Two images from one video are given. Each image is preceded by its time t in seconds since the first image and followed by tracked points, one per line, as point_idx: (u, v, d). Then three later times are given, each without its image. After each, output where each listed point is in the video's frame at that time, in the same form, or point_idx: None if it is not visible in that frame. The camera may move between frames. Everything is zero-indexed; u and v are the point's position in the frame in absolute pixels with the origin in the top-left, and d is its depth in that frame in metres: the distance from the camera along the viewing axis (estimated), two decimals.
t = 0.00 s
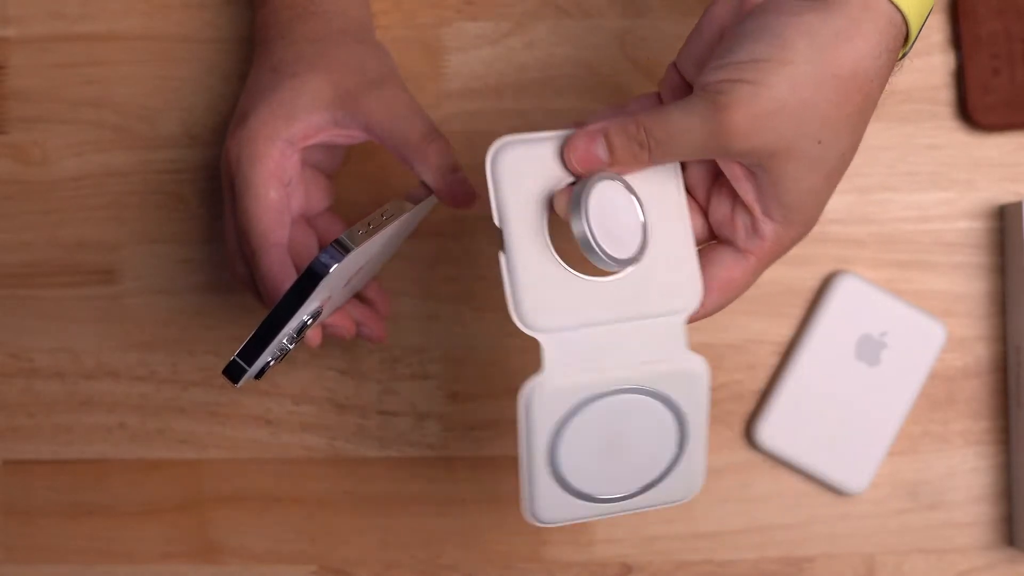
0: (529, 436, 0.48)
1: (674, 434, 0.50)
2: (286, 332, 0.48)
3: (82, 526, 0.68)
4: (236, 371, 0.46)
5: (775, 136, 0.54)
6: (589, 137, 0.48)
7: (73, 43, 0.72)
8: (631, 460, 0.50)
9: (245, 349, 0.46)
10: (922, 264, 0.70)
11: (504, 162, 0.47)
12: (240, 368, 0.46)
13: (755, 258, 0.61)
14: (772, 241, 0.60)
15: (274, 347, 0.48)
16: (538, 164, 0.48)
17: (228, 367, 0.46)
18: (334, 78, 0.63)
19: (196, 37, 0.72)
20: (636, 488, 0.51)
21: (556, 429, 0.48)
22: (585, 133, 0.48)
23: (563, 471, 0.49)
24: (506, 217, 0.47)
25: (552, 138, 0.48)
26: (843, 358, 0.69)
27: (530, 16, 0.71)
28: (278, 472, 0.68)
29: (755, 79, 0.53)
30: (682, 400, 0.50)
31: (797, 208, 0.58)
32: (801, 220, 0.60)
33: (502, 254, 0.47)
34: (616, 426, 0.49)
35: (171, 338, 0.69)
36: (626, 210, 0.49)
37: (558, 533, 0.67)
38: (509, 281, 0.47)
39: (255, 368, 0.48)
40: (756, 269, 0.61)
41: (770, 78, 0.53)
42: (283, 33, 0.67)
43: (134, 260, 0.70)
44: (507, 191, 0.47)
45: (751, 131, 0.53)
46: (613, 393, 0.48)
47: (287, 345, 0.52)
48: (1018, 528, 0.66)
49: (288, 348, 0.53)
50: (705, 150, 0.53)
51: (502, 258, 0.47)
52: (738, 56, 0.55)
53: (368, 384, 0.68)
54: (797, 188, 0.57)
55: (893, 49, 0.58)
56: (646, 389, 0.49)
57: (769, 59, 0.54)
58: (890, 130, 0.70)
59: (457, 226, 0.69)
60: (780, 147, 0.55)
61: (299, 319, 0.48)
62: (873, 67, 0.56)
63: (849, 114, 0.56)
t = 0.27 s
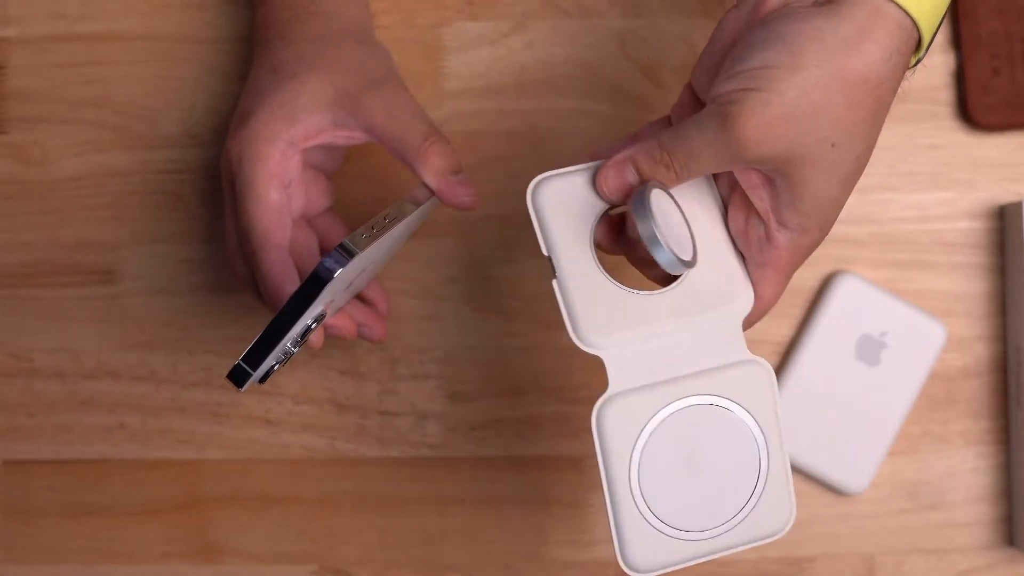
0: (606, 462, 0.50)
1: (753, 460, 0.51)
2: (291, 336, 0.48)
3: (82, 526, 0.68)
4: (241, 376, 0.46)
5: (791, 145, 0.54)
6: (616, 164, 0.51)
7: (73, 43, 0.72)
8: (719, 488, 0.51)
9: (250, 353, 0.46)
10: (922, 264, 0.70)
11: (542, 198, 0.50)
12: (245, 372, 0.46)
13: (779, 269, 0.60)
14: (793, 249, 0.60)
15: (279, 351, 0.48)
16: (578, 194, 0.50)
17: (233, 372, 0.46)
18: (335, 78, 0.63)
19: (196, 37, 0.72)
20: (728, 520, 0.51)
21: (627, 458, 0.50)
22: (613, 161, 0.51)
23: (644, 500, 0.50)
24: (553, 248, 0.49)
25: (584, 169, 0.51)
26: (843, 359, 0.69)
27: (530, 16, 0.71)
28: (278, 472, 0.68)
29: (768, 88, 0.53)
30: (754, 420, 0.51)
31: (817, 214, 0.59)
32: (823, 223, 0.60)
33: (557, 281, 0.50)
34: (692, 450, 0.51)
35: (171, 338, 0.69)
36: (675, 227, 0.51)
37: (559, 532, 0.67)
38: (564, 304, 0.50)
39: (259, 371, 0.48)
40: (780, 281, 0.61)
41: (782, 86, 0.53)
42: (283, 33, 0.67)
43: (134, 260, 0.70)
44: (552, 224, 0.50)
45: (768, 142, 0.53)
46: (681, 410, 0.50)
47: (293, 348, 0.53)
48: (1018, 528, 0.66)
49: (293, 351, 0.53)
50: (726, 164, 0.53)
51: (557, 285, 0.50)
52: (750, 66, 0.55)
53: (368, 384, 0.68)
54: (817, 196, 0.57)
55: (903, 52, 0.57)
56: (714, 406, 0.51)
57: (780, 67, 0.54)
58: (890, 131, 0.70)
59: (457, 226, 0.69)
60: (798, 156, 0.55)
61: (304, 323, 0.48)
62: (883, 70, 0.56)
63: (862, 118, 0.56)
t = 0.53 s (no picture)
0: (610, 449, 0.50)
1: (751, 467, 0.52)
2: (295, 337, 0.48)
3: (82, 526, 0.68)
4: (245, 376, 0.46)
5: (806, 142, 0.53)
6: (617, 164, 0.44)
7: (73, 43, 0.72)
8: (713, 488, 0.52)
9: (253, 354, 0.46)
10: (922, 264, 0.70)
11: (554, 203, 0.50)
12: (248, 373, 0.46)
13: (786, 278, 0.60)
14: (798, 256, 0.60)
15: (282, 352, 0.48)
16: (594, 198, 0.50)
17: (237, 373, 0.47)
18: (335, 78, 0.63)
19: (196, 37, 0.72)
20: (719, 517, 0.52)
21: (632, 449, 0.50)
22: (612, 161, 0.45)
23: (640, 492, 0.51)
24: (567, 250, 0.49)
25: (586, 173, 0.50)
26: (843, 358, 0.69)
27: (530, 16, 0.71)
28: (278, 472, 0.68)
29: (787, 83, 0.52)
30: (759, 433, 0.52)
31: (824, 218, 0.58)
32: (829, 228, 0.60)
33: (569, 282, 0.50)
34: (694, 450, 0.51)
35: (171, 338, 0.69)
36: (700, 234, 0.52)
37: (559, 533, 0.67)
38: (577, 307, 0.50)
39: (262, 372, 0.48)
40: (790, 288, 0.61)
41: (798, 82, 0.52)
42: (283, 33, 0.67)
43: (135, 260, 0.70)
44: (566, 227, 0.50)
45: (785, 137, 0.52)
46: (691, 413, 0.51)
47: (296, 349, 0.53)
48: (1018, 528, 0.66)
49: (296, 352, 0.53)
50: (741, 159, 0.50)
51: (569, 287, 0.50)
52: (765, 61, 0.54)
53: (368, 384, 0.68)
54: (824, 200, 0.57)
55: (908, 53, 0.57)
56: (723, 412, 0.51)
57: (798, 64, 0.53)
58: (890, 131, 0.70)
59: (457, 226, 0.69)
60: (814, 154, 0.54)
61: (307, 324, 0.48)
62: (892, 70, 0.56)
63: (871, 118, 0.56)
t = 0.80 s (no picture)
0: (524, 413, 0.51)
1: (659, 486, 0.50)
2: (298, 341, 0.48)
3: (82, 526, 0.68)
4: (247, 380, 0.46)
5: (772, 133, 0.52)
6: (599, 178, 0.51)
7: (73, 43, 0.72)
8: (613, 493, 0.50)
9: (257, 358, 0.46)
10: (922, 264, 0.70)
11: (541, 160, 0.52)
12: (252, 378, 0.46)
13: (768, 269, 0.58)
14: (780, 245, 0.57)
15: (286, 356, 0.48)
16: (575, 171, 0.52)
17: (239, 377, 0.46)
18: (336, 79, 0.63)
19: (196, 37, 0.72)
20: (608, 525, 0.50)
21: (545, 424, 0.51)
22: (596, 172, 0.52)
23: (545, 462, 0.51)
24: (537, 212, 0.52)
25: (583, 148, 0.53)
26: (843, 358, 0.69)
27: (530, 16, 0.71)
28: (278, 472, 0.68)
29: (736, 77, 0.52)
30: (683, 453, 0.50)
31: (801, 206, 0.55)
32: (809, 213, 0.56)
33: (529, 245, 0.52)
34: (603, 447, 0.50)
35: (171, 338, 0.69)
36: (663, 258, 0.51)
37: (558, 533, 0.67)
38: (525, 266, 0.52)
39: (265, 377, 0.48)
40: (772, 280, 0.59)
41: (755, 73, 0.52)
42: (283, 34, 0.67)
43: (135, 261, 0.70)
44: (543, 192, 0.52)
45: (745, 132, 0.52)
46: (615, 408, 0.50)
47: (299, 353, 0.52)
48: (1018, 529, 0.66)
49: (299, 355, 0.53)
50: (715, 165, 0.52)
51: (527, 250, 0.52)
52: (717, 56, 0.54)
53: (368, 384, 0.68)
54: (801, 186, 0.54)
55: (885, 31, 0.54)
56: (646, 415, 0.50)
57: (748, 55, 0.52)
58: (890, 131, 0.70)
59: (457, 226, 0.69)
60: (773, 144, 0.52)
61: (311, 328, 0.48)
62: (859, 48, 0.53)
63: (840, 100, 0.53)
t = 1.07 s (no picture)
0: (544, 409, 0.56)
1: (598, 524, 0.51)
2: (294, 340, 0.48)
3: (82, 526, 0.68)
4: (241, 378, 0.46)
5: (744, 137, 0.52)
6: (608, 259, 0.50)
7: (73, 43, 0.72)
8: (565, 506, 0.54)
9: (252, 356, 0.46)
10: (922, 264, 0.70)
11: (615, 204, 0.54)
12: (246, 376, 0.46)
13: (785, 256, 0.55)
14: (797, 231, 0.54)
15: (282, 354, 0.48)
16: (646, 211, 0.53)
17: (234, 375, 0.47)
18: (335, 79, 0.63)
19: (196, 37, 0.72)
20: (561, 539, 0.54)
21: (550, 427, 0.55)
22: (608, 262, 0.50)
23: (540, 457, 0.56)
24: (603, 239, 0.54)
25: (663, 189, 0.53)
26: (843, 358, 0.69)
27: (530, 16, 0.71)
28: (278, 472, 0.68)
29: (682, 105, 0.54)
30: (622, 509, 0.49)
31: (801, 184, 0.53)
32: (807, 188, 0.53)
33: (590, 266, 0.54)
34: (575, 465, 0.53)
35: (171, 338, 0.69)
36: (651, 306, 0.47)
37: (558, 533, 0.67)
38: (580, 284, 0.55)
39: (261, 375, 0.48)
40: (801, 269, 0.55)
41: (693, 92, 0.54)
42: (283, 34, 0.67)
43: (134, 261, 0.70)
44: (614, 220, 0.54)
45: (708, 151, 0.53)
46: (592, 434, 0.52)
47: (295, 351, 0.52)
48: (1017, 529, 0.66)
49: (296, 354, 0.53)
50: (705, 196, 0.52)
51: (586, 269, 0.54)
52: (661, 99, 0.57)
53: (369, 384, 0.68)
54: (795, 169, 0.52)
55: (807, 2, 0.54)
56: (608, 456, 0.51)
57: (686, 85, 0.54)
58: (890, 131, 0.70)
59: (456, 226, 0.69)
60: (743, 142, 0.52)
61: (306, 326, 0.48)
62: (779, 24, 0.54)
63: (789, 76, 0.53)
